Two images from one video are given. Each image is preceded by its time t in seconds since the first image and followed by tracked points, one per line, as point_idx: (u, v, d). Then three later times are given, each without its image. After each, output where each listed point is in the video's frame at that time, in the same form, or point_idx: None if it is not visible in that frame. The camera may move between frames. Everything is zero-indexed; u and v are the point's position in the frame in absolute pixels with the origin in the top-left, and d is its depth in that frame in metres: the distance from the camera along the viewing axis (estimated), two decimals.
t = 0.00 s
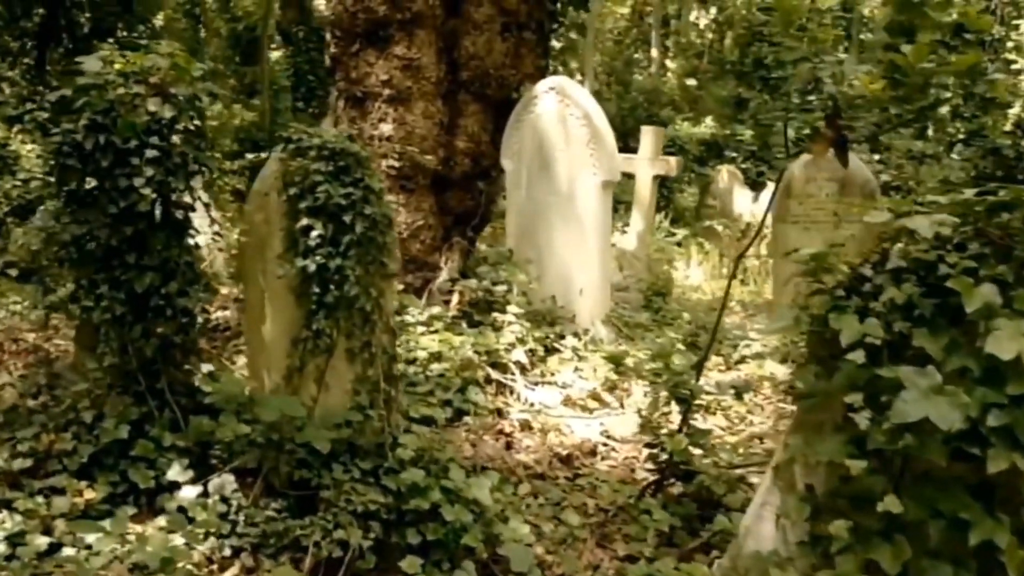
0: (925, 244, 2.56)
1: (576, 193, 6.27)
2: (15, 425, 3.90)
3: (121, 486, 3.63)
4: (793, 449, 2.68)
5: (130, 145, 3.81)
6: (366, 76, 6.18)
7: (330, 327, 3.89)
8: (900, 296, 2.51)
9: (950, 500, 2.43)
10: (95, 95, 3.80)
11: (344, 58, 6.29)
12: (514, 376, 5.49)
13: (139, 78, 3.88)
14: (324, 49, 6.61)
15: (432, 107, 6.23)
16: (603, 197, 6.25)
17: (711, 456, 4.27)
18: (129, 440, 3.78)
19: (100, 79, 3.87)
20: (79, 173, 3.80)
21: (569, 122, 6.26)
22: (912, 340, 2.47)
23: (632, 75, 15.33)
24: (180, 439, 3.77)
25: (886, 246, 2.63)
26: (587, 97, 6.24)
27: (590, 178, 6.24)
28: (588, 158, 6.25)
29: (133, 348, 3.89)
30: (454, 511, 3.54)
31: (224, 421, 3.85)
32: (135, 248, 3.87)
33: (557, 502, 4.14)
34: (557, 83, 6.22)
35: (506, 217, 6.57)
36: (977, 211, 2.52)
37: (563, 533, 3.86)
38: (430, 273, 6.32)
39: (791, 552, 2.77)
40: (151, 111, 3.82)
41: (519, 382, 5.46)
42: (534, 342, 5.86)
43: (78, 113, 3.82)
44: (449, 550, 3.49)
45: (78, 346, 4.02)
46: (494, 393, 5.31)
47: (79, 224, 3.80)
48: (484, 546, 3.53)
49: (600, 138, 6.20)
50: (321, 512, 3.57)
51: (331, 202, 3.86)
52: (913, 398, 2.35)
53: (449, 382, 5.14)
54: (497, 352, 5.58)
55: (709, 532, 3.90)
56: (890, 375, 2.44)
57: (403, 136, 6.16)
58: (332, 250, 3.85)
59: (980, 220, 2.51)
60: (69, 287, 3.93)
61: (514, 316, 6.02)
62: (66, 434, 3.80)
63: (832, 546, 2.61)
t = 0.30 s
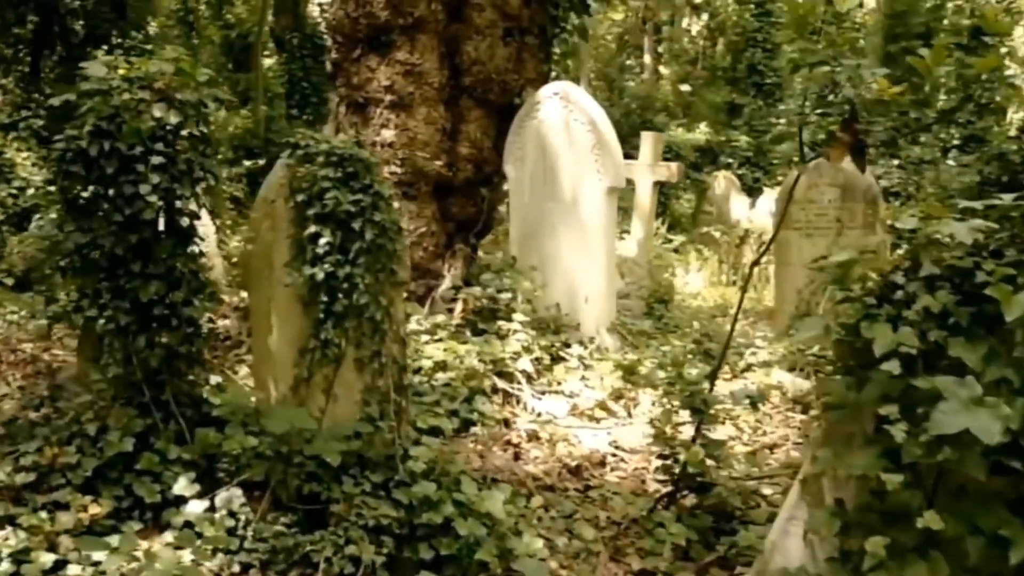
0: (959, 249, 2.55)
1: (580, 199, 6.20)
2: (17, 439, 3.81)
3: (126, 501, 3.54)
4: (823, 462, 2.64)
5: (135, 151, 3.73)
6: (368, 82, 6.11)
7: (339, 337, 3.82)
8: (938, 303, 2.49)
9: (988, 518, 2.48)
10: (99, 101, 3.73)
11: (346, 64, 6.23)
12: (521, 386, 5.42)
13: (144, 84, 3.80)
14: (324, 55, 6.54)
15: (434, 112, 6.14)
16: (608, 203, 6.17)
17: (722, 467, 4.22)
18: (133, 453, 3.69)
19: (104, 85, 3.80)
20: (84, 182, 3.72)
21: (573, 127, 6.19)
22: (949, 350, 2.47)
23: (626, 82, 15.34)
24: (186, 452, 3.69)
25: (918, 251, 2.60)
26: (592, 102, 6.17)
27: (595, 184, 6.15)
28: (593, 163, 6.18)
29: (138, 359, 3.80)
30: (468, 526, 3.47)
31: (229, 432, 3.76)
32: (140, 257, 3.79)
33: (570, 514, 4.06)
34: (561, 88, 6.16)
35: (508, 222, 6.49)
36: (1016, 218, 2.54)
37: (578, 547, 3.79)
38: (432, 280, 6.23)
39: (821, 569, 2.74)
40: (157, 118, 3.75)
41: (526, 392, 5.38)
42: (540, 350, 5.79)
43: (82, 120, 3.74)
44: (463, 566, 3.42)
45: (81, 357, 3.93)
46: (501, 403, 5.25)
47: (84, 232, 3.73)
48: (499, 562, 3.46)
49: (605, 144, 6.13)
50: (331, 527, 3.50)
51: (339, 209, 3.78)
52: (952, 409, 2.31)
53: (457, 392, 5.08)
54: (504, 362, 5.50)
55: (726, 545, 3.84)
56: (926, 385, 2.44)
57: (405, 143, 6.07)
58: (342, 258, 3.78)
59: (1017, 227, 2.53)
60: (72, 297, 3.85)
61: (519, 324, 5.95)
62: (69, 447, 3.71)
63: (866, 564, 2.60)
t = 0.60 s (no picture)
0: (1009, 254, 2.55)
1: (588, 205, 6.14)
2: (21, 456, 3.72)
3: (134, 519, 3.45)
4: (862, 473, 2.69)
5: (143, 159, 3.66)
6: (371, 88, 6.03)
7: (354, 347, 3.74)
8: (989, 311, 2.51)
9: None
10: (106, 107, 3.65)
11: (348, 70, 6.16)
12: (530, 397, 5.34)
13: (152, 90, 3.73)
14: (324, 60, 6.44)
15: (439, 118, 6.07)
16: (616, 210, 6.13)
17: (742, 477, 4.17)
18: (140, 469, 3.60)
19: (111, 91, 3.72)
20: (90, 191, 3.64)
21: (581, 133, 6.14)
22: (1001, 358, 2.47)
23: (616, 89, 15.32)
24: (196, 468, 3.61)
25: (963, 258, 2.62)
26: (600, 107, 6.14)
27: (604, 190, 6.11)
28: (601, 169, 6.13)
29: (145, 372, 3.71)
30: (488, 540, 3.40)
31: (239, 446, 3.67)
32: (147, 268, 3.71)
33: (588, 526, 3.99)
34: (568, 93, 6.11)
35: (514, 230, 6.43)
36: None
37: (598, 559, 3.72)
38: (438, 289, 6.16)
39: None
40: (166, 124, 3.67)
41: (535, 403, 5.30)
42: (548, 359, 5.71)
43: (88, 127, 3.66)
44: None
45: (86, 371, 3.84)
46: (509, 414, 5.17)
47: (90, 242, 3.64)
48: None
49: (614, 150, 6.09)
50: (348, 543, 3.43)
51: (355, 216, 3.71)
52: (1006, 418, 2.26)
53: (466, 401, 5.01)
54: (513, 373, 5.43)
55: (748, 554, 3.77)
56: (978, 395, 2.45)
57: (409, 150, 5.98)
58: (358, 266, 3.72)
59: None
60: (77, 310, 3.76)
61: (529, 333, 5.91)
62: (75, 463, 3.63)
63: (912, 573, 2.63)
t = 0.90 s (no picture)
0: None
1: (597, 210, 6.08)
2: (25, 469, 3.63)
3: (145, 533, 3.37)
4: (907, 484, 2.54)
5: (152, 166, 3.58)
6: (375, 92, 5.96)
7: (371, 357, 3.67)
8: None
9: None
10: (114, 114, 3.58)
11: (351, 74, 6.09)
12: (540, 404, 5.27)
13: (162, 96, 3.66)
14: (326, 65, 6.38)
15: (444, 123, 6.00)
16: (625, 215, 6.07)
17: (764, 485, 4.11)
18: (149, 482, 3.51)
19: (120, 97, 3.65)
20: (97, 199, 3.56)
21: (590, 137, 6.08)
22: None
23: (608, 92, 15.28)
24: (205, 480, 3.51)
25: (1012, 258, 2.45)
26: (610, 111, 6.07)
27: (613, 195, 6.05)
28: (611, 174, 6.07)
29: (152, 384, 3.62)
30: (511, 551, 3.33)
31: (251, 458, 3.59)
32: (155, 277, 3.62)
33: (608, 535, 3.91)
34: (578, 97, 6.06)
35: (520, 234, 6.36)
36: None
37: (622, 569, 3.65)
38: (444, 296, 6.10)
39: None
40: (176, 130, 3.60)
41: (545, 409, 5.23)
42: (558, 366, 5.64)
43: (96, 133, 3.59)
44: None
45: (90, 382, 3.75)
46: (520, 422, 5.10)
47: (96, 251, 3.56)
48: None
49: (624, 155, 6.04)
50: (367, 556, 3.36)
51: (372, 224, 3.64)
52: None
53: (476, 409, 4.94)
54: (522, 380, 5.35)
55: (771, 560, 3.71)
56: None
57: (413, 155, 5.91)
58: (375, 275, 3.65)
59: None
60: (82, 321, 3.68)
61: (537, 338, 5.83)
62: (81, 477, 3.54)
63: None
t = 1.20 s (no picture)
0: None
1: (607, 216, 6.05)
2: (34, 481, 3.56)
3: (159, 545, 3.31)
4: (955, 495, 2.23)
5: (166, 174, 3.53)
6: (381, 96, 5.91)
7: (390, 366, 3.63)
8: None
9: None
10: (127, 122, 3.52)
11: (356, 78, 6.04)
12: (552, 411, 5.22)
13: (174, 103, 3.61)
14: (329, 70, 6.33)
15: (451, 127, 5.95)
16: (636, 221, 6.04)
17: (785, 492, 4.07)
18: (162, 493, 3.44)
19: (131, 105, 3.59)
20: (108, 207, 3.51)
21: (601, 142, 6.05)
22: None
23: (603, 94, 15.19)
24: (219, 491, 3.43)
25: None
26: (621, 116, 6.04)
27: (623, 201, 6.03)
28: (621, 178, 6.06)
29: (165, 394, 3.56)
30: (535, 561, 3.30)
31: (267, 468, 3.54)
32: (168, 285, 3.56)
33: (628, 543, 3.87)
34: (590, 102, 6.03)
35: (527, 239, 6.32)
36: None
37: None
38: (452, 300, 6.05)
39: None
40: (189, 138, 3.55)
41: (557, 416, 5.18)
42: (569, 371, 5.59)
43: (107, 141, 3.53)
44: None
45: (100, 391, 3.69)
46: (532, 428, 5.05)
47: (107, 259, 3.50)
48: None
49: (635, 161, 6.02)
50: (388, 567, 3.31)
51: (392, 232, 3.61)
52: None
53: (489, 416, 4.88)
54: (533, 387, 5.28)
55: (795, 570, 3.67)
56: None
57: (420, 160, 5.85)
58: (393, 283, 3.61)
59: None
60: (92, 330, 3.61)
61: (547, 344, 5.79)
62: (92, 489, 3.47)
63: None
